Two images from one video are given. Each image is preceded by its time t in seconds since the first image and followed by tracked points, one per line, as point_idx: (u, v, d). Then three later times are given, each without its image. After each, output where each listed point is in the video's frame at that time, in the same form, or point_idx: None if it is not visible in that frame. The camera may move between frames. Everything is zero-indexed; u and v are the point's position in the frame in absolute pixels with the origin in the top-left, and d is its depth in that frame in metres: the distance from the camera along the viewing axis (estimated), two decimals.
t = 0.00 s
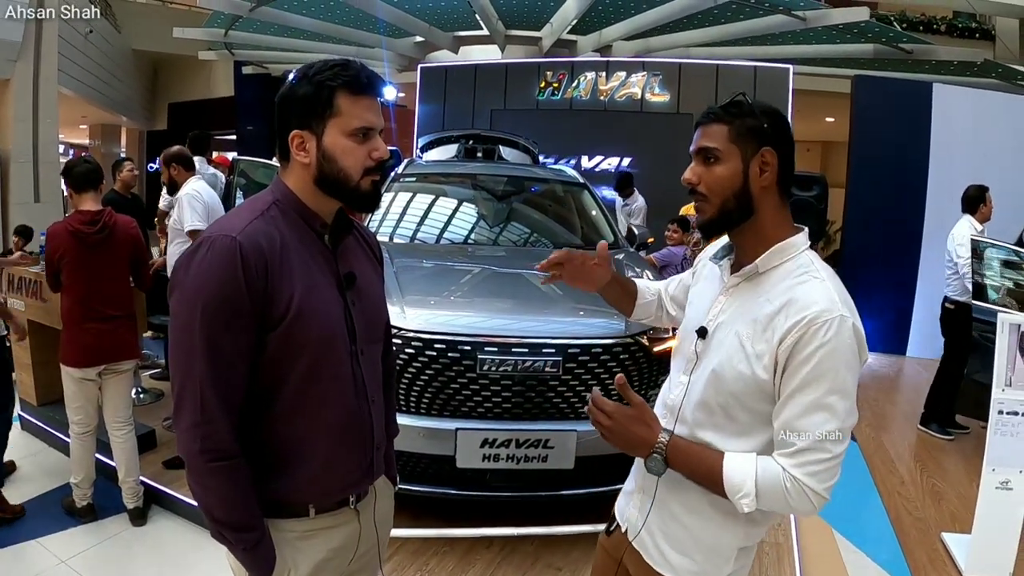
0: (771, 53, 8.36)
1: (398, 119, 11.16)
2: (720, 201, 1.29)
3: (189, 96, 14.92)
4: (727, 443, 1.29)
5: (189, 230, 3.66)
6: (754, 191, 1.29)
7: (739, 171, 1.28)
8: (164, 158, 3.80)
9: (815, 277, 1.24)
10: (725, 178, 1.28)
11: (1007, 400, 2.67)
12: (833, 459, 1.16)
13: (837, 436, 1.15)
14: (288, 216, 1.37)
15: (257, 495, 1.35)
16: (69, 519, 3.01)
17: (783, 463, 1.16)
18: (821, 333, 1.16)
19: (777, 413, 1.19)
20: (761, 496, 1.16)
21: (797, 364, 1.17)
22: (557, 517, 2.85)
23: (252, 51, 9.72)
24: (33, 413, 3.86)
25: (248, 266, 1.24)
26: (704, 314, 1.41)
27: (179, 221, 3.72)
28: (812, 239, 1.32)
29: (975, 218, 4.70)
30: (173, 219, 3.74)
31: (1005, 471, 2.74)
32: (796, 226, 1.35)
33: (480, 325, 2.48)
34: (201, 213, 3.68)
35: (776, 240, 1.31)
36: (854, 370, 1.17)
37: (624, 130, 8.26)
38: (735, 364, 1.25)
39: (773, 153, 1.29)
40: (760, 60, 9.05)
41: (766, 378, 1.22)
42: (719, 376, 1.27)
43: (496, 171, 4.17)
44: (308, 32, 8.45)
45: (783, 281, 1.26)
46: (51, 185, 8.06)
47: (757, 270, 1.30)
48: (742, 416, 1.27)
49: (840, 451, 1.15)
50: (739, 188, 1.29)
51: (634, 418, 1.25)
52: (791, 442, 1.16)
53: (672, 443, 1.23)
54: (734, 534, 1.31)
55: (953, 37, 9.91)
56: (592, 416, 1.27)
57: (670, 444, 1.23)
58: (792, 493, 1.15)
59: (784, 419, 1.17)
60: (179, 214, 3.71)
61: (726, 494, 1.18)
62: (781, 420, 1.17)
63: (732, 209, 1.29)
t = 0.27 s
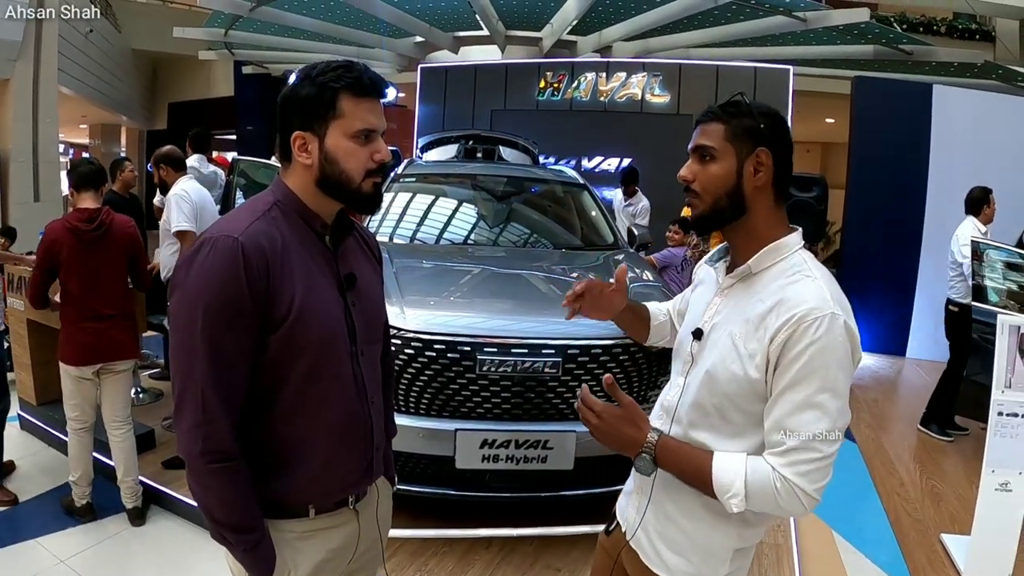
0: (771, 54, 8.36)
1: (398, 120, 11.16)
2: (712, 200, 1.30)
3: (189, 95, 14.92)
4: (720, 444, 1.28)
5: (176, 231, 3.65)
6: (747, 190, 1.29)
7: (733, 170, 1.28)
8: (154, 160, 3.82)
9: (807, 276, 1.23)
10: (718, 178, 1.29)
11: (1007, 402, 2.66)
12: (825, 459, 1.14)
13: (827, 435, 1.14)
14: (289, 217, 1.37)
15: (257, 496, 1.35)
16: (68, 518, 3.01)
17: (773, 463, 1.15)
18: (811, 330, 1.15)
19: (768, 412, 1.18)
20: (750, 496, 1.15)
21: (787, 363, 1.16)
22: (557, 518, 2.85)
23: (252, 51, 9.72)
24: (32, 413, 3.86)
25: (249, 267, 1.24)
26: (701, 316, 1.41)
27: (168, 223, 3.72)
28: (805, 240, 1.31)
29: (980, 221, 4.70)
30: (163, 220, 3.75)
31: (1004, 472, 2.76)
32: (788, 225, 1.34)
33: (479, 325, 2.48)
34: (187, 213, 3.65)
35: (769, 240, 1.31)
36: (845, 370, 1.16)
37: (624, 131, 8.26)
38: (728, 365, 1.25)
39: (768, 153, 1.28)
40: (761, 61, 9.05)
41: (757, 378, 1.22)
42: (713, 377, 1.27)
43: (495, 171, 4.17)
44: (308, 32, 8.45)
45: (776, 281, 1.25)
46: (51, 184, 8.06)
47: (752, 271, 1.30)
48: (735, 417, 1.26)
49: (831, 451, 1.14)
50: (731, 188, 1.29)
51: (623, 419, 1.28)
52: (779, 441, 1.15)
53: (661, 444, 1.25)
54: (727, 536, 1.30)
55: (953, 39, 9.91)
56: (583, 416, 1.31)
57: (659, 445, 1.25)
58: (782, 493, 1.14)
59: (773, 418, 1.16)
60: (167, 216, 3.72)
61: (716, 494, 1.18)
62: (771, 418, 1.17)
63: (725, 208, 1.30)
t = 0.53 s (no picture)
0: (773, 54, 8.35)
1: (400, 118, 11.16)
2: (717, 201, 1.31)
3: (190, 94, 14.91)
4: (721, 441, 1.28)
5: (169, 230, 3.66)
6: (749, 189, 1.30)
7: (734, 169, 1.29)
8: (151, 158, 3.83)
9: (816, 273, 1.22)
10: (721, 179, 1.30)
11: (1008, 403, 2.66)
12: (786, 448, 1.13)
13: (796, 424, 1.12)
14: (291, 215, 1.36)
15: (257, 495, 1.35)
16: (69, 516, 3.01)
17: (734, 439, 1.13)
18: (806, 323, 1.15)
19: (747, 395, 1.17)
20: (701, 464, 1.12)
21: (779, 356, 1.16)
22: (558, 517, 2.85)
23: (253, 49, 9.71)
24: (33, 411, 3.86)
25: (251, 265, 1.24)
26: (708, 314, 1.41)
27: (162, 222, 3.73)
28: (816, 237, 1.31)
29: (985, 222, 4.68)
30: (158, 220, 3.76)
31: (1006, 473, 2.76)
32: (797, 223, 1.34)
33: (480, 324, 2.48)
34: (179, 212, 3.64)
35: (776, 238, 1.31)
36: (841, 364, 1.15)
37: (626, 130, 8.26)
38: (733, 361, 1.25)
39: (766, 149, 1.29)
40: (763, 61, 9.04)
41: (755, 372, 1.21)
42: (720, 372, 1.28)
43: (496, 170, 4.16)
44: (309, 30, 8.44)
45: (783, 278, 1.25)
46: (52, 182, 8.05)
47: (760, 268, 1.30)
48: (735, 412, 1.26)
49: (796, 441, 1.13)
50: (734, 187, 1.29)
51: (598, 350, 1.24)
52: (748, 422, 1.13)
53: (627, 392, 1.19)
54: (728, 534, 1.30)
55: (955, 39, 9.90)
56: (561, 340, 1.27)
57: (625, 392, 1.19)
58: (734, 470, 1.11)
59: (750, 401, 1.15)
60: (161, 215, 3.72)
61: (669, 455, 1.14)
62: (746, 399, 1.16)
63: (730, 209, 1.31)
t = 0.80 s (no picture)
0: (774, 53, 8.34)
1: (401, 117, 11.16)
2: (710, 191, 1.31)
3: (191, 92, 14.92)
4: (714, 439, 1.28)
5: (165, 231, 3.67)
6: (742, 181, 1.29)
7: (729, 161, 1.28)
8: (152, 155, 3.83)
9: (804, 268, 1.22)
10: (716, 169, 1.29)
11: (1009, 403, 2.66)
12: (797, 447, 1.12)
13: (799, 424, 1.11)
14: (291, 214, 1.36)
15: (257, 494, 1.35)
16: (69, 515, 3.01)
17: (744, 446, 1.13)
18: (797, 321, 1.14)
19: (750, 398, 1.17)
20: (715, 478, 1.13)
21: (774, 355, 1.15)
22: (558, 517, 2.85)
23: (254, 48, 9.71)
24: (34, 410, 3.86)
25: (251, 265, 1.24)
26: (701, 312, 1.41)
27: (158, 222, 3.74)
28: (804, 234, 1.29)
29: (983, 221, 4.68)
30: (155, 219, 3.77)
31: (1007, 473, 2.75)
32: (790, 220, 1.33)
33: (481, 323, 2.48)
34: (175, 213, 3.64)
35: (767, 234, 1.30)
36: (835, 360, 1.15)
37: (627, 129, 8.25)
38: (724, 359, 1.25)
39: (765, 145, 1.28)
40: (764, 60, 9.03)
41: (749, 370, 1.21)
42: (712, 370, 1.27)
43: (497, 168, 4.15)
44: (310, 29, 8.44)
45: (774, 273, 1.24)
46: (53, 181, 8.05)
47: (751, 265, 1.30)
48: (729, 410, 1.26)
49: (804, 441, 1.12)
50: (728, 179, 1.29)
51: (601, 384, 1.27)
52: (755, 425, 1.13)
53: (635, 415, 1.22)
54: (726, 532, 1.30)
55: (957, 38, 9.90)
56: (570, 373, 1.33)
57: (632, 417, 1.22)
58: (748, 478, 1.12)
59: (753, 403, 1.15)
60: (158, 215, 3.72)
61: (682, 472, 1.16)
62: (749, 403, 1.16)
63: (722, 200, 1.31)
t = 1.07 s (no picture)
0: (775, 52, 8.34)
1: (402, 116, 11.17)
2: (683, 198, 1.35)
3: (192, 91, 14.93)
4: (706, 438, 1.28)
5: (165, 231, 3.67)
6: (710, 184, 1.30)
7: (696, 165, 1.31)
8: (152, 152, 3.81)
9: (786, 264, 1.21)
10: (687, 174, 1.33)
11: (1009, 403, 2.65)
12: (813, 446, 1.13)
13: (808, 423, 1.12)
14: (291, 212, 1.36)
15: (256, 492, 1.35)
16: (69, 513, 3.01)
17: (762, 456, 1.14)
18: (784, 318, 1.14)
19: (755, 402, 1.18)
20: (742, 494, 1.16)
21: (767, 353, 1.15)
22: (558, 516, 2.85)
23: (255, 46, 9.72)
24: (33, 408, 3.87)
25: (251, 263, 1.24)
26: (692, 311, 1.41)
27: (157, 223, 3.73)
28: (789, 230, 1.28)
29: (981, 220, 4.68)
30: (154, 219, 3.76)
31: (1006, 474, 2.75)
32: (774, 214, 1.31)
33: (481, 323, 2.48)
34: (175, 213, 3.64)
35: (747, 232, 1.29)
36: (824, 355, 1.13)
37: (628, 129, 8.25)
38: (710, 357, 1.24)
39: (729, 146, 1.27)
40: (765, 60, 9.03)
41: (739, 370, 1.21)
42: (699, 370, 1.27)
43: (497, 167, 4.15)
44: (311, 27, 8.44)
45: (759, 270, 1.24)
46: (54, 179, 8.06)
47: (736, 263, 1.30)
48: (721, 410, 1.25)
49: (818, 440, 1.13)
50: (697, 182, 1.31)
51: (617, 433, 1.32)
52: (769, 433, 1.14)
53: (653, 452, 1.27)
54: (721, 531, 1.29)
55: (958, 38, 9.89)
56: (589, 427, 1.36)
57: (652, 453, 1.27)
58: (772, 486, 1.13)
59: (760, 410, 1.16)
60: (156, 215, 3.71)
61: (710, 495, 1.19)
62: (758, 407, 1.16)
63: (695, 206, 1.33)
